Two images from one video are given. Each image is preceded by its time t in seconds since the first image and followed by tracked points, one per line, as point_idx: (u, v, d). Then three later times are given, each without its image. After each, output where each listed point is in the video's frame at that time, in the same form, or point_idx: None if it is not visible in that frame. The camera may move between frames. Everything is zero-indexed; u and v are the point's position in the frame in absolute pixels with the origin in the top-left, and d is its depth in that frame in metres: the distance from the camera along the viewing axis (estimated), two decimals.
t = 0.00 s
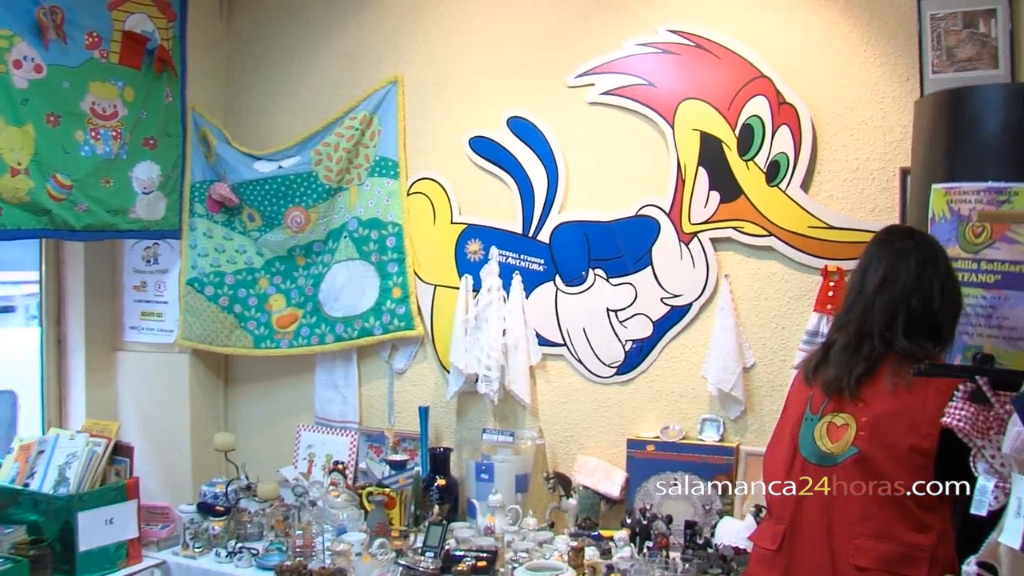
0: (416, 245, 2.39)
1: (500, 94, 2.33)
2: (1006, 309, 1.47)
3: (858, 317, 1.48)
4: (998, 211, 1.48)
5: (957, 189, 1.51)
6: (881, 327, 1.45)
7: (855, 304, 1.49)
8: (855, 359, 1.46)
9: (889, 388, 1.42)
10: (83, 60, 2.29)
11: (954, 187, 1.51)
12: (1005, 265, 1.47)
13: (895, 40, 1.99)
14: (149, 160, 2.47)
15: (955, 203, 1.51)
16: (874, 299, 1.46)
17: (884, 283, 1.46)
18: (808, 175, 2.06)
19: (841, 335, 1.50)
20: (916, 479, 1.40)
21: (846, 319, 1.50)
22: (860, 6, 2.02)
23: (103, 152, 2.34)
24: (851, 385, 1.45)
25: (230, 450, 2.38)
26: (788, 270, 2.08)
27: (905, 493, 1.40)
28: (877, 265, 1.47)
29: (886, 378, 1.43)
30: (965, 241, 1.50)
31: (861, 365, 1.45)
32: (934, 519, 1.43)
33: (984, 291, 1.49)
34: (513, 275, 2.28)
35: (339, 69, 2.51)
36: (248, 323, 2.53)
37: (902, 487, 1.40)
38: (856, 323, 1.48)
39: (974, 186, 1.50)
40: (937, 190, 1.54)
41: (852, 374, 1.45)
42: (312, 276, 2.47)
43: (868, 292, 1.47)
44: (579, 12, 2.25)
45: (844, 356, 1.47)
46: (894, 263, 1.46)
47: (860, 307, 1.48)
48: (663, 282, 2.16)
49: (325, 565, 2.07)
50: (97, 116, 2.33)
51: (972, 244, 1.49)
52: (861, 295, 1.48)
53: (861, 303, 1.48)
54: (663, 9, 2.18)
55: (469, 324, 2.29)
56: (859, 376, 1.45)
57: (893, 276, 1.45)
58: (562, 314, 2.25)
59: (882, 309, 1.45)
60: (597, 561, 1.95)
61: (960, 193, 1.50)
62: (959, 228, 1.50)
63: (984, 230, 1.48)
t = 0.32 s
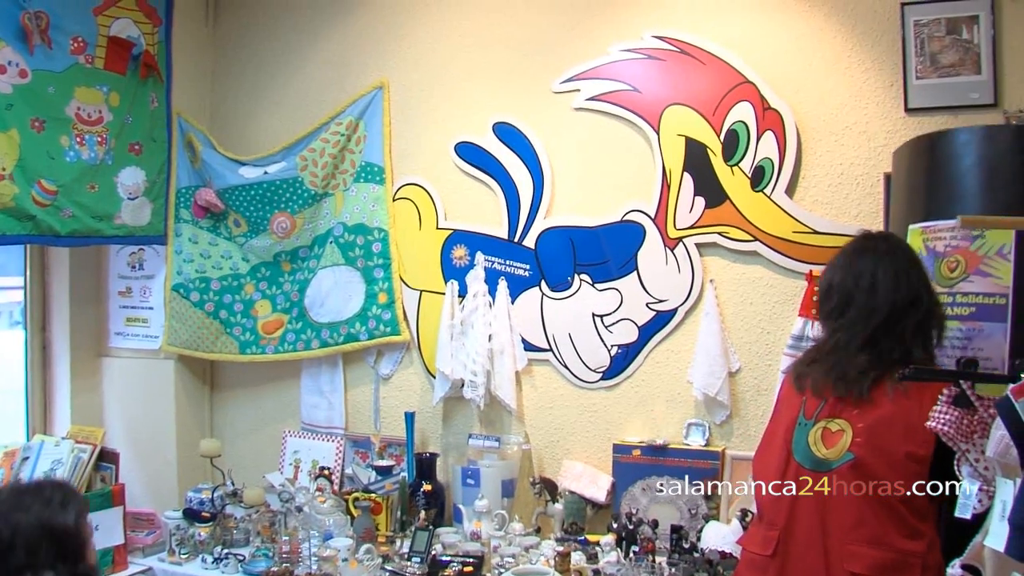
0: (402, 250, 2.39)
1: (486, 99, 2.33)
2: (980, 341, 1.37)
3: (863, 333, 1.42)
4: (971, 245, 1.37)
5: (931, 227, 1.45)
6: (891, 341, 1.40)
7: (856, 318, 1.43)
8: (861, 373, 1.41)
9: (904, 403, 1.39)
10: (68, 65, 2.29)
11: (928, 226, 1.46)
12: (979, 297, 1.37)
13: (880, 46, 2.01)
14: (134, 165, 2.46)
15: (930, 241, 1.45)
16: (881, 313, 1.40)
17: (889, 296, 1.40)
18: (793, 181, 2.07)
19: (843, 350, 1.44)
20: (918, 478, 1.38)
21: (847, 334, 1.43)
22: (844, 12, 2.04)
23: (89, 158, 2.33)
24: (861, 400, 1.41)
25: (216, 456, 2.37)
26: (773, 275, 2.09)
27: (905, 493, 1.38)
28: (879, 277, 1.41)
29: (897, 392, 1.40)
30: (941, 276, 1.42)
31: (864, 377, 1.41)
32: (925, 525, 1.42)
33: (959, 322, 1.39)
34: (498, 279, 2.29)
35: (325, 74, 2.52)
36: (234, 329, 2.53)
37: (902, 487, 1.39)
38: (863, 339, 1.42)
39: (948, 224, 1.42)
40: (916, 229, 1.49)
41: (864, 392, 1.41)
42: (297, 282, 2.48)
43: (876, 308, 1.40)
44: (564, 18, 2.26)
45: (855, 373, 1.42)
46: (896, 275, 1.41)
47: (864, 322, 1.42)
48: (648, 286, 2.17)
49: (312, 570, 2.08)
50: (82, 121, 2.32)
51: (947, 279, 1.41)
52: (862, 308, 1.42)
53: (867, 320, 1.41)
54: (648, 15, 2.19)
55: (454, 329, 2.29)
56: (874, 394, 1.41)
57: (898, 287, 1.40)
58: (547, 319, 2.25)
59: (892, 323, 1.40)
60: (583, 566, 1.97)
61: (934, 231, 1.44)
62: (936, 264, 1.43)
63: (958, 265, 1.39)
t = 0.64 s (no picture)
0: (391, 248, 2.39)
1: (475, 98, 2.33)
2: (959, 342, 1.46)
3: (863, 332, 1.41)
4: (951, 247, 1.47)
5: (912, 229, 1.53)
6: (890, 338, 1.41)
7: (853, 319, 1.41)
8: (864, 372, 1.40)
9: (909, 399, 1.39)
10: (57, 63, 2.28)
11: (909, 227, 1.54)
12: (957, 299, 1.46)
13: (868, 46, 2.02)
14: (123, 163, 2.46)
15: (910, 243, 1.53)
16: (878, 311, 1.41)
17: (881, 293, 1.41)
18: (781, 180, 2.08)
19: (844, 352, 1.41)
20: (918, 479, 1.40)
21: (846, 336, 1.42)
22: (832, 11, 2.05)
23: (77, 155, 2.32)
24: (869, 402, 1.39)
25: (204, 454, 2.36)
26: (761, 274, 2.09)
27: (905, 492, 1.39)
28: (871, 274, 1.42)
29: (899, 387, 1.39)
30: (919, 278, 1.51)
31: (867, 375, 1.39)
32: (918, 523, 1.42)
33: (937, 325, 1.48)
34: (487, 278, 2.29)
35: (314, 73, 2.51)
36: (223, 327, 2.52)
37: (902, 486, 1.39)
38: (864, 339, 1.40)
39: (927, 226, 1.51)
40: (896, 232, 1.57)
41: (873, 391, 1.39)
42: (286, 280, 2.47)
43: (877, 304, 1.40)
44: (554, 17, 2.26)
45: (861, 373, 1.40)
46: (884, 271, 1.43)
47: (864, 320, 1.41)
48: (637, 285, 2.17)
49: (301, 569, 2.01)
50: (71, 119, 2.31)
51: (925, 280, 1.50)
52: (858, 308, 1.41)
53: (868, 319, 1.40)
54: (638, 14, 2.19)
55: (443, 328, 2.29)
56: (884, 393, 1.39)
57: (887, 283, 1.42)
58: (536, 318, 2.25)
59: (889, 321, 1.41)
60: (572, 564, 1.94)
61: (914, 232, 1.52)
62: (913, 266, 1.52)
63: (937, 267, 1.48)
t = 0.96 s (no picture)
0: (385, 250, 2.39)
1: (468, 100, 2.33)
2: (943, 342, 1.56)
3: (849, 329, 1.41)
4: (931, 248, 1.57)
5: (892, 230, 1.62)
6: (876, 335, 1.41)
7: (839, 315, 1.42)
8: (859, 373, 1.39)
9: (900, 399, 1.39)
10: (49, 66, 2.28)
11: (890, 228, 1.63)
12: (940, 300, 1.56)
13: (858, 47, 2.03)
14: (115, 166, 2.46)
15: (891, 243, 1.62)
16: (862, 307, 1.42)
17: (863, 289, 1.43)
18: (773, 180, 2.09)
19: (832, 351, 1.41)
20: (918, 479, 1.40)
21: (833, 333, 1.42)
22: (822, 12, 2.05)
23: (70, 159, 2.32)
24: (864, 405, 1.39)
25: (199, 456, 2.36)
26: (753, 274, 2.10)
27: (905, 492, 1.40)
28: (852, 268, 1.43)
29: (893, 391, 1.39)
30: (901, 278, 1.61)
31: (864, 378, 1.39)
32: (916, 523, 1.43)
33: (923, 327, 1.58)
34: (480, 280, 2.29)
35: (307, 76, 2.52)
36: (216, 330, 2.52)
37: (902, 486, 1.40)
38: (850, 337, 1.41)
39: (909, 226, 1.60)
40: (877, 232, 1.66)
41: (868, 395, 1.38)
42: (280, 283, 2.48)
43: (856, 300, 1.41)
44: (546, 19, 2.27)
45: (851, 372, 1.40)
46: (864, 265, 1.44)
47: (849, 316, 1.41)
48: (631, 286, 2.18)
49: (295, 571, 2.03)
50: (63, 122, 2.31)
51: (907, 281, 1.59)
52: (842, 304, 1.42)
53: (853, 315, 1.41)
54: (630, 16, 2.20)
55: (437, 329, 2.30)
56: (876, 394, 1.38)
57: (868, 277, 1.44)
58: (530, 319, 2.26)
59: (873, 317, 1.42)
60: (566, 564, 1.94)
61: (896, 233, 1.61)
62: (896, 266, 1.61)
63: (919, 268, 1.58)
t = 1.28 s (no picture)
0: (379, 250, 2.39)
1: (461, 101, 2.34)
2: (928, 347, 1.45)
3: (815, 326, 1.29)
4: (913, 249, 1.47)
5: (873, 230, 1.52)
6: (841, 328, 1.30)
7: (803, 312, 1.30)
8: (831, 372, 1.28)
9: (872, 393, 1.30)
10: (43, 69, 2.28)
11: (871, 229, 1.53)
12: (924, 304, 1.45)
13: (851, 45, 2.03)
14: (110, 168, 2.46)
15: (872, 245, 1.52)
16: (824, 299, 1.30)
17: (822, 282, 1.31)
18: (767, 180, 2.09)
19: (800, 351, 1.29)
20: (916, 479, 1.38)
21: (799, 332, 1.30)
22: (815, 11, 2.06)
23: (64, 161, 2.32)
24: (840, 405, 1.28)
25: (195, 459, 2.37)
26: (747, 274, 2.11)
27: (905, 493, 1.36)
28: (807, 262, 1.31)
29: (864, 389, 1.29)
30: (884, 281, 1.49)
31: (838, 377, 1.28)
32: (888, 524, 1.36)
33: (905, 331, 1.47)
34: (475, 280, 2.29)
35: (301, 78, 2.52)
36: (211, 331, 2.52)
37: (902, 487, 1.37)
38: (817, 333, 1.29)
39: (890, 227, 1.50)
40: (857, 233, 1.56)
41: (843, 396, 1.28)
42: (274, 284, 2.48)
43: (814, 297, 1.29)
44: (539, 19, 2.27)
45: (823, 371, 1.28)
46: (817, 257, 1.32)
47: (812, 311, 1.29)
48: (625, 286, 2.18)
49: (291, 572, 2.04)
50: (57, 125, 2.32)
51: (891, 284, 1.48)
52: (804, 300, 1.30)
53: (816, 310, 1.30)
54: (623, 16, 2.20)
55: (432, 330, 2.30)
56: (850, 391, 1.28)
57: (825, 269, 1.32)
58: (525, 319, 2.26)
59: (837, 310, 1.31)
60: (562, 564, 1.94)
61: (876, 233, 1.51)
62: (878, 270, 1.51)
63: (902, 270, 1.47)
